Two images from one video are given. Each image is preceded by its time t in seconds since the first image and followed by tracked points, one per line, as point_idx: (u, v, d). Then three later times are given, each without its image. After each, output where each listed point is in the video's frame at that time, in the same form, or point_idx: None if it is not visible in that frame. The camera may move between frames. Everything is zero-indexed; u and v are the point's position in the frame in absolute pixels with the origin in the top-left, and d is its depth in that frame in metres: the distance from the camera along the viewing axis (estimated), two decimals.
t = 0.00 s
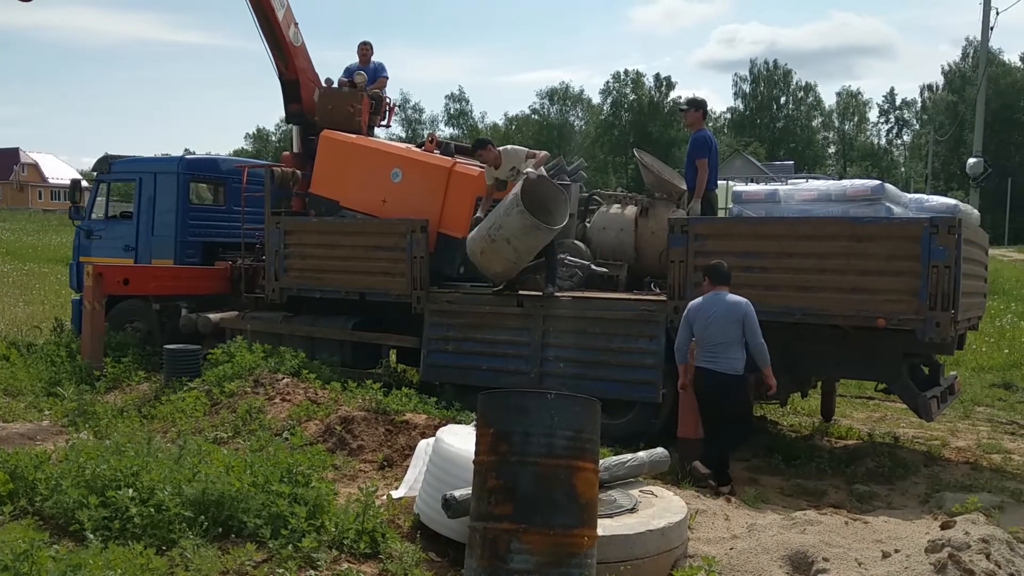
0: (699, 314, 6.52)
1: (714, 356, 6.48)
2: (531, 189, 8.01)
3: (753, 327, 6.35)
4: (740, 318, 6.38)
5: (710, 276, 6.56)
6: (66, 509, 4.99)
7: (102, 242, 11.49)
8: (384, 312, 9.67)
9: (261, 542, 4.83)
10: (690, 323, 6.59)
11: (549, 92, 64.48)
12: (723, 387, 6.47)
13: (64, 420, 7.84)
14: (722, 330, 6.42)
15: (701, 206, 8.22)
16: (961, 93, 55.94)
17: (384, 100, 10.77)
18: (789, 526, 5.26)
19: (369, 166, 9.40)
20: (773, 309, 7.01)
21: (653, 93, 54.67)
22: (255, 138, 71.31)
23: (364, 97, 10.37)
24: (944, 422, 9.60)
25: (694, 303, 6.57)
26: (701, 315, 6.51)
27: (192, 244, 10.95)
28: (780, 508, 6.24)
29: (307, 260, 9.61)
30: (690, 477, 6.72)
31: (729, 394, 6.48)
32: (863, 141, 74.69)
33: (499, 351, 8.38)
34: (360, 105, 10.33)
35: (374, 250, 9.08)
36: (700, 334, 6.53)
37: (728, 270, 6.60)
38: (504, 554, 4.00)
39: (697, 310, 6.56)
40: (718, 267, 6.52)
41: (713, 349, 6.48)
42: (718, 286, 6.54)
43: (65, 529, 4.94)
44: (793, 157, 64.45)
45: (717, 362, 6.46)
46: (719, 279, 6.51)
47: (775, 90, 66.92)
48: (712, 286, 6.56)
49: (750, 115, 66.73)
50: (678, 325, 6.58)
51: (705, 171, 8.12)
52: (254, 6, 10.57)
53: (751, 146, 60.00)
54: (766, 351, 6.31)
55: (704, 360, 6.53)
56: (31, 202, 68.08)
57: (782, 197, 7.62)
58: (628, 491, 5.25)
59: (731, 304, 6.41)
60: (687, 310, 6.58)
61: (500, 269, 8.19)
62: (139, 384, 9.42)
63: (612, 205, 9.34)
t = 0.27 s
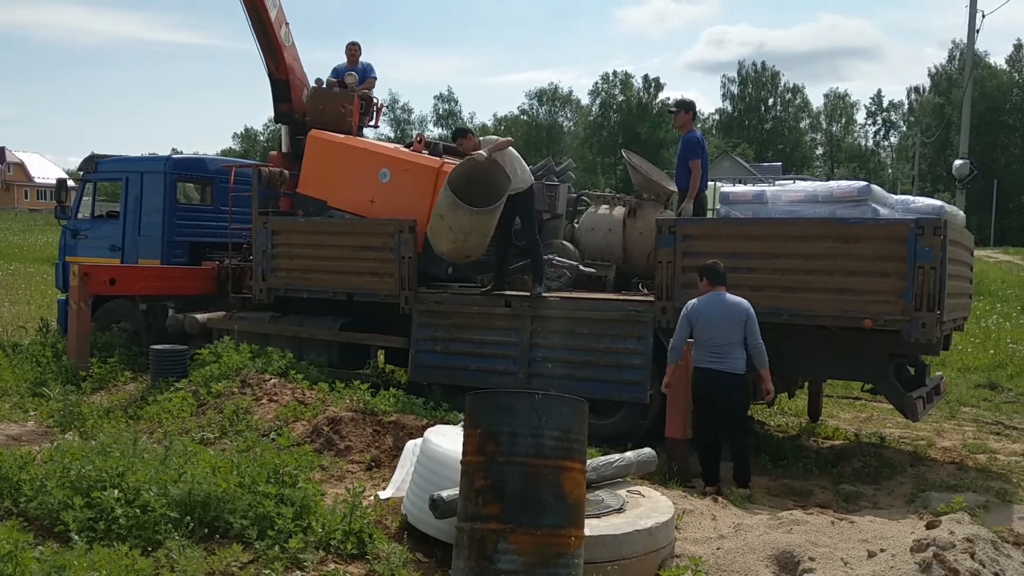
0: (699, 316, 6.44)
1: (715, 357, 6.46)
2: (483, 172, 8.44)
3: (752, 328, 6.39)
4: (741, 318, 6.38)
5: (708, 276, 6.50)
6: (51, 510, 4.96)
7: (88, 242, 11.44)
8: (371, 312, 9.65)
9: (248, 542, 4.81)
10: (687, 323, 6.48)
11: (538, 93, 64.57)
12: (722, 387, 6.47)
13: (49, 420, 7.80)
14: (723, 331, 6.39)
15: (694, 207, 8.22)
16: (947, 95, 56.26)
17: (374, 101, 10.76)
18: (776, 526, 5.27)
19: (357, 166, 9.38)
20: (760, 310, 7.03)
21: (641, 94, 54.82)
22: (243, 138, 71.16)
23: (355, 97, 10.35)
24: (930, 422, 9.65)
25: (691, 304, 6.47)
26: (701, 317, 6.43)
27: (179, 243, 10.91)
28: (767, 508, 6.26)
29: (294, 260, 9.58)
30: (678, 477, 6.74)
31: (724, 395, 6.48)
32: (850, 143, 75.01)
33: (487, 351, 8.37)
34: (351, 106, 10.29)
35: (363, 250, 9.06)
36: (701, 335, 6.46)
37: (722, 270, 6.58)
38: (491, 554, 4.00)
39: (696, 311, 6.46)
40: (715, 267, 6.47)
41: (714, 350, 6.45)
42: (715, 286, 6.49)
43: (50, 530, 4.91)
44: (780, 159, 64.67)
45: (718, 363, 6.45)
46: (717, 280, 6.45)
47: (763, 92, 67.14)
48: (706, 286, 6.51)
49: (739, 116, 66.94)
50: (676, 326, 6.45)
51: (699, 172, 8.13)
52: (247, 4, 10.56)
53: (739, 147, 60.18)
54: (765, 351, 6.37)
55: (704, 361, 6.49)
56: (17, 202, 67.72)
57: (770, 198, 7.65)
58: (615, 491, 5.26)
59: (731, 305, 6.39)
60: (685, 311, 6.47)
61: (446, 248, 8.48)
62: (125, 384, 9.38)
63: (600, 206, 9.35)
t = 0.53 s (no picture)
0: (711, 322, 6.42)
1: (722, 363, 6.49)
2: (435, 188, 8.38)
3: (755, 335, 6.50)
4: (747, 326, 6.46)
5: (715, 281, 6.50)
6: (39, 511, 4.94)
7: (77, 242, 11.39)
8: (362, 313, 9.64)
9: (237, 544, 4.80)
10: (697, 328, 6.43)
11: (529, 94, 64.63)
12: (724, 392, 6.50)
13: (37, 422, 7.77)
14: (732, 338, 6.44)
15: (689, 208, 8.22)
16: (936, 97, 56.55)
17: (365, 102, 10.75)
18: (765, 527, 5.28)
19: (348, 167, 9.36)
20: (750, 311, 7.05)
21: (632, 96, 54.96)
22: (234, 138, 71.05)
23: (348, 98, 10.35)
24: (919, 423, 9.69)
25: (704, 310, 6.43)
26: (713, 323, 6.42)
27: (169, 244, 10.87)
28: (756, 508, 6.27)
29: (285, 261, 9.56)
30: (668, 477, 6.76)
31: (720, 397, 6.51)
32: (840, 144, 75.26)
33: (478, 352, 8.37)
34: (344, 107, 10.32)
35: (353, 251, 9.05)
36: (711, 341, 6.46)
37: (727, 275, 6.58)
38: (481, 556, 3.99)
39: (707, 316, 6.44)
40: (722, 272, 6.48)
41: (722, 357, 6.48)
42: (721, 292, 6.51)
43: (37, 532, 4.89)
44: (770, 160, 64.85)
45: (724, 369, 6.48)
46: (725, 287, 6.47)
47: (753, 93, 67.31)
48: (712, 291, 6.52)
49: (729, 118, 67.11)
50: (690, 331, 6.38)
51: (694, 173, 8.14)
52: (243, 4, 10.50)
53: (729, 149, 60.32)
54: (764, 358, 6.54)
55: (711, 368, 6.50)
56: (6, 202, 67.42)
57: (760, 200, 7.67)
58: (605, 492, 5.26)
59: (739, 312, 6.45)
60: (697, 317, 6.42)
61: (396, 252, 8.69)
62: (114, 385, 9.35)
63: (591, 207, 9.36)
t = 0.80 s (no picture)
0: (712, 321, 6.44)
1: (723, 363, 6.47)
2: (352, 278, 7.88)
3: (752, 336, 6.55)
4: (745, 325, 6.50)
5: (711, 282, 6.53)
6: (29, 512, 4.92)
7: (69, 242, 11.36)
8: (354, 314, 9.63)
9: (229, 545, 4.78)
10: (698, 328, 6.43)
11: (522, 95, 64.68)
12: (724, 392, 6.48)
13: (28, 423, 7.74)
14: (731, 337, 6.46)
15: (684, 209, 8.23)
16: (927, 99, 56.75)
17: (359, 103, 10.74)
18: (758, 527, 5.29)
19: (341, 168, 9.35)
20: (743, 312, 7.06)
21: (625, 97, 55.09)
22: (226, 138, 70.94)
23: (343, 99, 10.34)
24: (910, 424, 9.72)
25: (704, 310, 6.45)
26: (714, 322, 6.44)
27: (161, 245, 10.84)
28: (749, 509, 6.28)
29: (277, 261, 9.55)
30: (660, 478, 6.77)
31: (716, 397, 6.51)
32: (832, 146, 75.45)
33: (471, 353, 8.37)
34: (340, 108, 10.30)
35: (346, 251, 9.04)
36: (712, 341, 6.45)
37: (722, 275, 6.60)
38: (474, 556, 3.99)
39: (708, 317, 6.45)
40: (718, 273, 6.51)
41: (723, 356, 6.47)
42: (717, 293, 6.54)
43: (28, 534, 4.87)
44: (763, 162, 64.97)
45: (726, 369, 6.46)
46: (722, 287, 6.52)
47: (746, 95, 67.44)
48: (708, 291, 6.55)
49: (722, 119, 67.24)
50: (693, 330, 6.37)
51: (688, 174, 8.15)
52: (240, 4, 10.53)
53: (722, 151, 60.42)
54: (759, 359, 6.58)
55: (713, 368, 6.47)
56: None
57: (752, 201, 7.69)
58: (598, 493, 5.26)
59: (737, 311, 6.50)
60: (698, 316, 6.43)
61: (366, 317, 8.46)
62: (105, 387, 9.32)
63: (584, 208, 9.38)
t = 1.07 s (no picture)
0: (707, 322, 6.46)
1: (721, 363, 6.50)
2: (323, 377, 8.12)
3: (744, 333, 6.61)
4: (737, 324, 6.55)
5: (699, 284, 6.56)
6: (23, 514, 4.91)
7: (63, 243, 11.33)
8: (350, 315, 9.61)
9: (223, 546, 4.77)
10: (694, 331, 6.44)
11: (518, 96, 64.76)
12: (722, 391, 6.49)
13: (22, 424, 7.72)
14: (726, 336, 6.49)
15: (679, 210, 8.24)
16: (922, 100, 56.87)
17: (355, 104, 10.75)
18: (753, 528, 5.29)
19: (337, 168, 9.34)
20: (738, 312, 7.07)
21: (620, 97, 55.17)
22: (222, 139, 70.87)
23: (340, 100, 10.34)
24: (905, 424, 9.74)
25: (697, 312, 6.46)
26: (708, 323, 6.46)
27: (156, 245, 10.81)
28: (744, 509, 6.29)
29: (272, 262, 9.53)
30: (656, 479, 6.77)
31: (712, 397, 6.52)
32: (827, 147, 75.58)
33: (466, 354, 8.37)
34: (337, 109, 10.30)
35: (341, 252, 9.03)
36: (709, 342, 6.46)
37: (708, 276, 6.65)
38: (470, 557, 3.98)
39: (703, 318, 6.46)
40: (705, 274, 6.55)
41: (721, 356, 6.49)
42: (705, 294, 6.58)
43: (22, 535, 4.86)
44: (758, 162, 65.06)
45: (724, 368, 6.50)
46: (710, 288, 6.56)
47: (741, 96, 67.52)
48: (696, 293, 6.58)
49: (717, 120, 67.31)
50: (689, 333, 6.38)
51: (682, 175, 8.16)
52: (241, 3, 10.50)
53: (717, 151, 60.48)
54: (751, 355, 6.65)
55: (713, 368, 6.49)
56: None
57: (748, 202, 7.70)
58: (593, 494, 5.26)
59: (728, 311, 6.54)
60: (692, 319, 6.44)
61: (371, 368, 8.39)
62: (100, 387, 9.30)
63: (579, 209, 9.38)
